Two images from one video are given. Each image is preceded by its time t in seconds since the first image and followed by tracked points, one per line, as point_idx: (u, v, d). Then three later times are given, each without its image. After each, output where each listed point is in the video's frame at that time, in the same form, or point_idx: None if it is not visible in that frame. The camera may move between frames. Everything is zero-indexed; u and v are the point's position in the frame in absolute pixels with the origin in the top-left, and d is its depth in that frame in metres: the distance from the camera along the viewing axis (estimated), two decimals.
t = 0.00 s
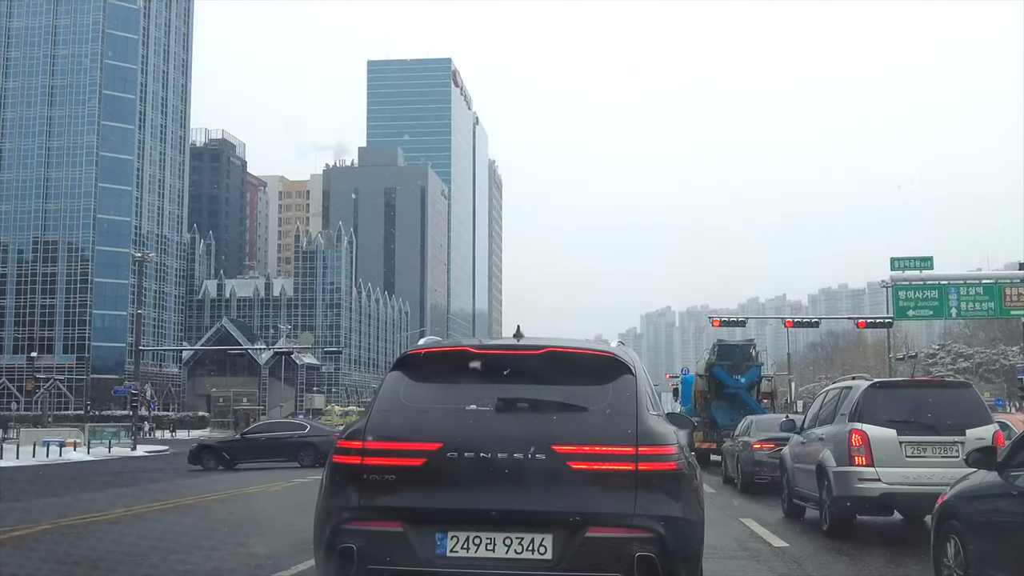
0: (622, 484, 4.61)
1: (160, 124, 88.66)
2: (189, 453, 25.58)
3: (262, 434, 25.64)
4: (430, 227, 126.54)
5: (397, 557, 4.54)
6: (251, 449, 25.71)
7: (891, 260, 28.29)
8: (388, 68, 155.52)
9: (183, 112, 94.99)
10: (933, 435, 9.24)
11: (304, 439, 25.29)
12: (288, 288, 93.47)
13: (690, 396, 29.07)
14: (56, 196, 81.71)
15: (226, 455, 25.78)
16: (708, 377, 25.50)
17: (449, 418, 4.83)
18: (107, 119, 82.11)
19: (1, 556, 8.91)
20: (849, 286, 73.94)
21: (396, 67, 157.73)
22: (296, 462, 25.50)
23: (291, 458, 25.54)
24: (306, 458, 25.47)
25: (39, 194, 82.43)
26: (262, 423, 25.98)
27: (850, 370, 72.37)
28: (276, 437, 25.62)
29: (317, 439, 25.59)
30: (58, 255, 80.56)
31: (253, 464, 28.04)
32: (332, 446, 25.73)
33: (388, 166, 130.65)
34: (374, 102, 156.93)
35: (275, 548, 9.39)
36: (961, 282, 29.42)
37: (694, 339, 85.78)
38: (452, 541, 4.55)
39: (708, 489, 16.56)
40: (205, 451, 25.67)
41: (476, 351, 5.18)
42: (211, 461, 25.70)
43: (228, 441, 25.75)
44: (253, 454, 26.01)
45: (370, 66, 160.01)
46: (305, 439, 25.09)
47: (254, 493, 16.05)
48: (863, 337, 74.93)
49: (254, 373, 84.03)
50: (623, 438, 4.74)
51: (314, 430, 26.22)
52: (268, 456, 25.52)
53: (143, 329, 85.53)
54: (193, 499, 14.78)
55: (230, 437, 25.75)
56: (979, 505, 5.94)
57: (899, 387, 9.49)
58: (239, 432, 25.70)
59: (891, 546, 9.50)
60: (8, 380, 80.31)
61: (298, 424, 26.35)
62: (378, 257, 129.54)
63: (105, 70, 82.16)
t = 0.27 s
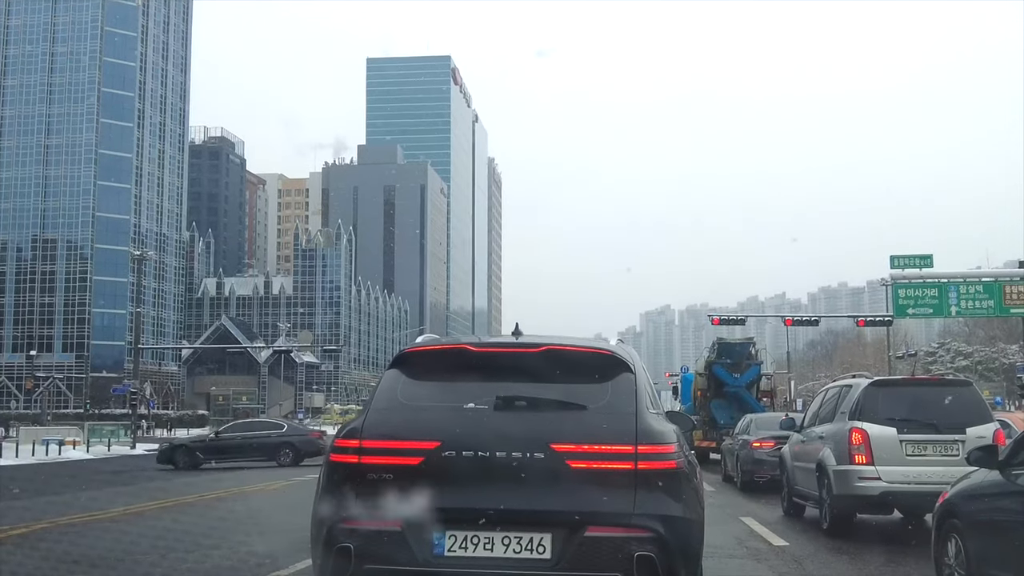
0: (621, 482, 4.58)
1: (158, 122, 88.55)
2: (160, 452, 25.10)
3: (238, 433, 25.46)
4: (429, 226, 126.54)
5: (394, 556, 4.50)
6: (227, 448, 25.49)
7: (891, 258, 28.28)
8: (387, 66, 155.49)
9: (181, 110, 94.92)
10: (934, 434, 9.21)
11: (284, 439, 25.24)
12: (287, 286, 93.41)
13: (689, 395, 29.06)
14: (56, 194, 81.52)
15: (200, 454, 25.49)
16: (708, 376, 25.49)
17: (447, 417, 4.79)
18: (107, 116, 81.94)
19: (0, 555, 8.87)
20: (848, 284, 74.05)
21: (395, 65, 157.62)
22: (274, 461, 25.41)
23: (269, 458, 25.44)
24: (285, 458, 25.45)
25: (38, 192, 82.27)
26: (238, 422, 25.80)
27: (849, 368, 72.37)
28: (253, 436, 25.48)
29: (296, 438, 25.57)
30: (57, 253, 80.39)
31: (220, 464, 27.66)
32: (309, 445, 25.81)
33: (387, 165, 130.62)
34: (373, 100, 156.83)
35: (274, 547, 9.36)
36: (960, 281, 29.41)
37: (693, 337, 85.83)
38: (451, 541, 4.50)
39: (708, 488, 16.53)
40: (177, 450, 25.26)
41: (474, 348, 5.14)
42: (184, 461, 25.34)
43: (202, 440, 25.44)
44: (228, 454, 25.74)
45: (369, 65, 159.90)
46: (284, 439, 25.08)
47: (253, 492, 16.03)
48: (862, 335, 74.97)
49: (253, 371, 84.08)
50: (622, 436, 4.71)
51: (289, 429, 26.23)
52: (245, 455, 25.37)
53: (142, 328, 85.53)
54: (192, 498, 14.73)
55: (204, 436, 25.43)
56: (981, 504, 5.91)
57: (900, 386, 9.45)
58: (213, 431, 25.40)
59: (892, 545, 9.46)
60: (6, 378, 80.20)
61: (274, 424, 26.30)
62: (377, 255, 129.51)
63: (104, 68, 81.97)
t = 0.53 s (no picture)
0: (621, 481, 4.57)
1: (157, 120, 88.48)
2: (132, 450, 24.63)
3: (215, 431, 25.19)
4: (429, 224, 126.51)
5: (394, 554, 4.49)
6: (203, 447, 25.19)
7: (891, 256, 28.27)
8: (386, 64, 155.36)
9: (181, 108, 94.84)
10: (933, 432, 9.21)
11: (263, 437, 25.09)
12: (286, 285, 93.32)
13: (689, 393, 29.06)
14: (54, 192, 81.21)
15: (173, 453, 25.13)
16: (708, 374, 25.49)
17: (447, 416, 4.78)
18: (106, 114, 81.72)
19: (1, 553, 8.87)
20: (847, 282, 74.13)
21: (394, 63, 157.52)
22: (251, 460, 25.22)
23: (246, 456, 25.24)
24: (262, 457, 25.28)
25: (37, 190, 82.13)
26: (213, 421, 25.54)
27: (849, 366, 72.38)
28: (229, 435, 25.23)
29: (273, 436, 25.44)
30: (57, 251, 80.30)
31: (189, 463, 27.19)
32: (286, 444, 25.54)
33: (387, 163, 130.57)
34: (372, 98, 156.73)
35: (274, 545, 9.36)
36: (960, 279, 29.41)
37: (693, 335, 85.87)
38: (449, 539, 4.50)
39: (707, 486, 16.53)
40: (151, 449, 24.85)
41: (474, 347, 5.14)
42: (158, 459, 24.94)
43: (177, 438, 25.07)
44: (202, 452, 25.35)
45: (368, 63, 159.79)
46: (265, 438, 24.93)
47: (253, 490, 16.01)
48: (862, 333, 75.02)
49: (252, 369, 84.20)
50: (622, 433, 4.70)
51: (265, 428, 26.09)
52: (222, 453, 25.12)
53: (141, 326, 85.54)
54: (192, 497, 14.72)
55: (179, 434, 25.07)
56: (980, 502, 5.90)
57: (900, 384, 9.45)
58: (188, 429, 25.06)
59: (892, 543, 9.46)
60: (6, 377, 80.21)
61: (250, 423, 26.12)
62: (377, 253, 129.51)
63: (102, 65, 81.74)
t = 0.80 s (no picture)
0: (621, 479, 4.57)
1: (157, 118, 88.47)
2: (102, 450, 23.92)
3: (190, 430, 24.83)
4: (429, 223, 126.51)
5: (394, 551, 4.49)
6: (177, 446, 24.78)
7: (891, 254, 28.25)
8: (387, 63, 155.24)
9: (181, 106, 94.82)
10: (933, 431, 9.20)
11: (240, 435, 24.88)
12: (287, 283, 93.26)
13: (689, 391, 29.05)
14: (55, 191, 81.36)
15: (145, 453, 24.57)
16: (708, 372, 25.48)
17: (447, 414, 4.77)
18: (106, 114, 81.73)
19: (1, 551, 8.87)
20: (847, 281, 74.19)
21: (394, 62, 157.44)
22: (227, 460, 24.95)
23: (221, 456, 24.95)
24: (238, 457, 24.96)
25: (38, 188, 82.11)
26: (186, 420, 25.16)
27: (849, 365, 72.36)
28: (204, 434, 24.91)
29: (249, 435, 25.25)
30: (57, 250, 80.30)
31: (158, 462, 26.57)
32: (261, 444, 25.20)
33: (387, 161, 130.56)
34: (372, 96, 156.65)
35: (275, 543, 9.35)
36: (960, 277, 29.40)
37: (692, 334, 85.96)
38: (449, 537, 4.50)
39: (707, 485, 16.51)
40: (122, 449, 24.25)
41: (473, 345, 5.13)
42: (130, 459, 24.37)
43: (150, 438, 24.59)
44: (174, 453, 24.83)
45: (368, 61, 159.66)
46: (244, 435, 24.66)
47: (253, 488, 16.03)
48: (862, 332, 75.08)
49: (252, 367, 84.23)
50: (622, 431, 4.70)
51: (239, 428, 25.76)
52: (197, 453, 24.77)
53: (142, 324, 85.52)
54: (192, 495, 14.71)
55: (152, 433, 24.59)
56: (980, 501, 5.90)
57: (899, 381, 9.45)
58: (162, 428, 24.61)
59: (892, 541, 9.45)
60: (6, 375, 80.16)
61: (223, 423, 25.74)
62: (377, 252, 129.51)
63: (103, 64, 81.80)
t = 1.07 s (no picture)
0: (620, 476, 4.58)
1: (157, 116, 88.57)
2: (74, 448, 23.26)
3: (163, 429, 24.47)
4: (428, 220, 126.52)
5: (394, 549, 4.50)
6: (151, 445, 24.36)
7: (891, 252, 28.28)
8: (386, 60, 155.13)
9: (181, 104, 94.89)
10: (933, 428, 9.21)
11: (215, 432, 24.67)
12: (286, 281, 93.32)
13: (688, 389, 29.05)
14: (55, 188, 81.39)
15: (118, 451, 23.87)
16: (707, 369, 25.48)
17: (447, 411, 4.77)
18: (106, 111, 81.68)
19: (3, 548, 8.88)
20: (847, 279, 74.25)
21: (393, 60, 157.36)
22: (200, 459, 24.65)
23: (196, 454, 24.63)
24: (211, 455, 24.50)
25: (37, 186, 82.10)
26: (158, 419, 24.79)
27: (848, 362, 72.37)
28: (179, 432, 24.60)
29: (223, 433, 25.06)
30: (56, 247, 80.36)
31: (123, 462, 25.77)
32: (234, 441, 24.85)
33: (386, 159, 130.55)
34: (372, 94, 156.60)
35: (276, 541, 9.36)
36: (960, 275, 29.42)
37: (692, 331, 85.95)
38: (450, 534, 4.50)
39: (707, 482, 16.50)
40: (94, 448, 23.68)
41: (473, 344, 5.13)
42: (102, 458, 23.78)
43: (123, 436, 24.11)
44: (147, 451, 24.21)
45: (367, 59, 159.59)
46: (218, 433, 24.48)
47: (254, 486, 16.03)
48: (861, 330, 75.08)
49: (251, 365, 84.38)
50: (623, 429, 4.69)
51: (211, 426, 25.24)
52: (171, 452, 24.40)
53: (141, 322, 85.62)
54: (192, 492, 14.73)
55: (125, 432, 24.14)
56: (979, 499, 5.91)
57: (899, 379, 9.46)
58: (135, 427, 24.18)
59: (891, 538, 9.46)
60: (5, 373, 80.31)
61: (194, 421, 25.17)
62: (376, 249, 129.53)
63: (102, 62, 81.84)
